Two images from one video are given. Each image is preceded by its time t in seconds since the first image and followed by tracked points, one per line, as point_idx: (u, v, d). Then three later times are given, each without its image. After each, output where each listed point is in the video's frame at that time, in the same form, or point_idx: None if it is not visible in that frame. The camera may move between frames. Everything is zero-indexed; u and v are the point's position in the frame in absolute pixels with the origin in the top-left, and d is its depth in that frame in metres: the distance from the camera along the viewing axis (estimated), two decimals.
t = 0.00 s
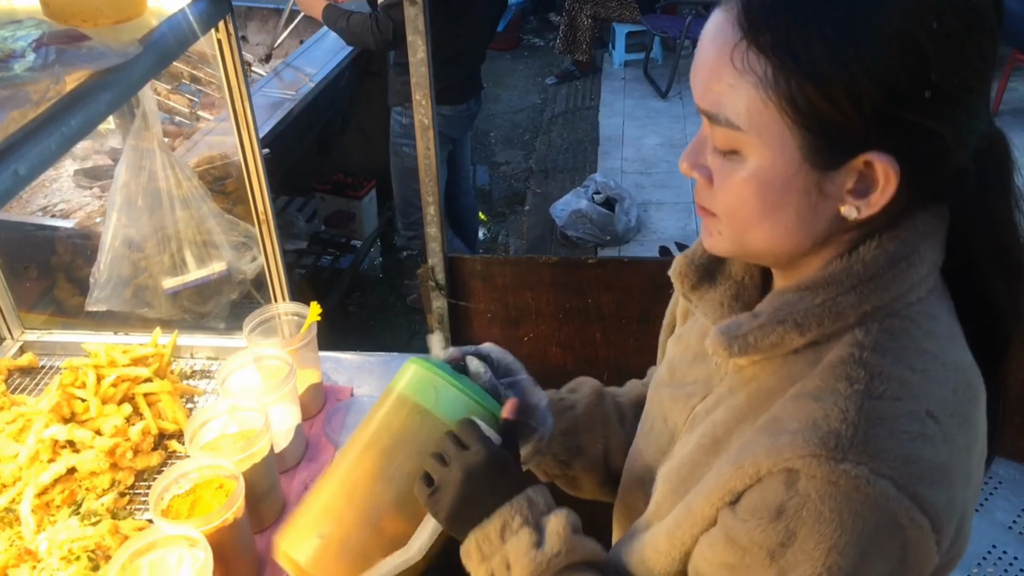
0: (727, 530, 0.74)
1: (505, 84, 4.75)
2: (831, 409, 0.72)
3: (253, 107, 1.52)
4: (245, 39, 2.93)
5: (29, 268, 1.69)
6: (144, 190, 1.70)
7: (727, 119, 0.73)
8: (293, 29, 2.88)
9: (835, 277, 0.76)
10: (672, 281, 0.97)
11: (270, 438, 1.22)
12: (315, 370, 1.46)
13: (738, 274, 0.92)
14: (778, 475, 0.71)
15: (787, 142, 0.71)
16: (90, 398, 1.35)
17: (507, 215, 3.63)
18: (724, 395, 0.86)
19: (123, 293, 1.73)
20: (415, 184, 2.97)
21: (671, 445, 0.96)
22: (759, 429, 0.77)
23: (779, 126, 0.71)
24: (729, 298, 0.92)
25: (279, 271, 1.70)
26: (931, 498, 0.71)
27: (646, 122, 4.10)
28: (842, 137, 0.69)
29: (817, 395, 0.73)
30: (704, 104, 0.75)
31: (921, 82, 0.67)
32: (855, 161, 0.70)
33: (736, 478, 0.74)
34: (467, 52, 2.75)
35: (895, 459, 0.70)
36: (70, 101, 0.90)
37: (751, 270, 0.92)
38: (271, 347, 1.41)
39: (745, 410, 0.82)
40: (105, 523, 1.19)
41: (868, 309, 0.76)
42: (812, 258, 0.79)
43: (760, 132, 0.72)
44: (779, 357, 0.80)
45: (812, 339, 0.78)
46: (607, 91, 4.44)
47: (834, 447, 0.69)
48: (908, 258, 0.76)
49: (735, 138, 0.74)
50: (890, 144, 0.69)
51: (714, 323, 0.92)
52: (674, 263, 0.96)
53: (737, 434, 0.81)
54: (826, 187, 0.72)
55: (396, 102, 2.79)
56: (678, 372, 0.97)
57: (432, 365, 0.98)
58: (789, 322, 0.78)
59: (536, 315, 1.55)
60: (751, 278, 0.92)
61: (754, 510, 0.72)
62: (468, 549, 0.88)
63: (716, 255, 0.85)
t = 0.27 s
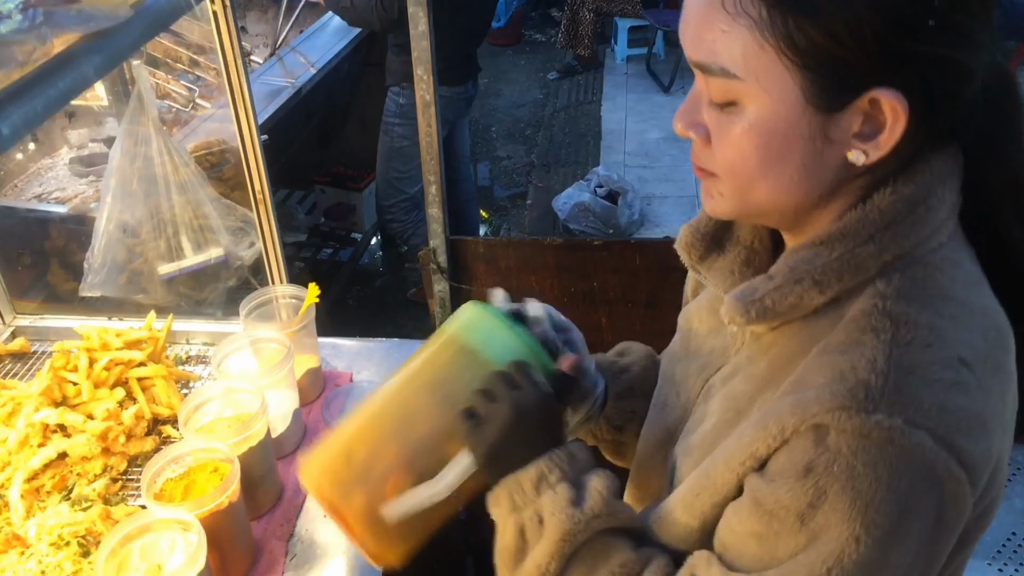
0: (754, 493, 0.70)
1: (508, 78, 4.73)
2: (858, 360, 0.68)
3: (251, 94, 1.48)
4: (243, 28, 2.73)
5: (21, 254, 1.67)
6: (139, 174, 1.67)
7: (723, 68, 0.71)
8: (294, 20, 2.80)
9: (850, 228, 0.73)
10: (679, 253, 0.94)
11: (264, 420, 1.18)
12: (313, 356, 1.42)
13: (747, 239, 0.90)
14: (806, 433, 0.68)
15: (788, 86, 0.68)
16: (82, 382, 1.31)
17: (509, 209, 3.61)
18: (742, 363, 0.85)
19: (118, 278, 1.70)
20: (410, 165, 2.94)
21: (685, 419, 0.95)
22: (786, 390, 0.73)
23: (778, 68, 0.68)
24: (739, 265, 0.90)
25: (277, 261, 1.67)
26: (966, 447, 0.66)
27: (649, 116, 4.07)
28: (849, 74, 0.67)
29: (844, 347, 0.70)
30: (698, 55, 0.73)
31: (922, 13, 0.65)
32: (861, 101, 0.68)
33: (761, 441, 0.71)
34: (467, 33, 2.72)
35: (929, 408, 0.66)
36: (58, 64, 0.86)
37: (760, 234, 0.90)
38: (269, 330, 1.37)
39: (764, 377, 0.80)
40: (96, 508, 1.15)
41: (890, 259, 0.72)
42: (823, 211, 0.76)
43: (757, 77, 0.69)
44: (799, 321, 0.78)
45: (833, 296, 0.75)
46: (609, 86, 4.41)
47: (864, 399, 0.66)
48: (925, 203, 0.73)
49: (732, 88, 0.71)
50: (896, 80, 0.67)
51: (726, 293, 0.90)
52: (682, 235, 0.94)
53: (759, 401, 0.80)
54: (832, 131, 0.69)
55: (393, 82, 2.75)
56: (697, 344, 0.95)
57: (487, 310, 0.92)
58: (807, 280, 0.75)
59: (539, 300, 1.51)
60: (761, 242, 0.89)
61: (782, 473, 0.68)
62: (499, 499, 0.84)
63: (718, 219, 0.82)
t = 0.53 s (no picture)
0: (776, 454, 0.69)
1: (510, 74, 4.70)
2: (886, 315, 0.68)
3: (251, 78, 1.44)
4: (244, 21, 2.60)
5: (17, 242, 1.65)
6: (136, 159, 1.64)
7: (725, 19, 0.71)
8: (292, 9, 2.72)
9: (869, 182, 0.74)
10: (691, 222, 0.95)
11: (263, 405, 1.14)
12: (313, 342, 1.38)
13: (761, 204, 0.90)
14: (832, 390, 0.68)
15: (793, 32, 0.68)
16: (75, 366, 1.28)
17: (511, 203, 3.57)
18: (760, 332, 0.84)
19: (114, 265, 1.66)
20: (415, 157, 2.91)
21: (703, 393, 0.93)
22: (810, 352, 0.73)
23: (783, 15, 0.68)
24: (754, 230, 0.90)
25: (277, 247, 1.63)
26: (1003, 403, 0.66)
27: (652, 112, 4.03)
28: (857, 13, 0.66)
29: (871, 304, 0.70)
30: (701, 10, 0.73)
31: None
32: (871, 40, 0.67)
33: (782, 400, 0.71)
34: (467, 23, 2.72)
35: (965, 358, 0.65)
36: (47, 26, 0.83)
37: (775, 199, 0.90)
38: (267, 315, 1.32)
39: (784, 345, 0.80)
40: (89, 494, 1.12)
41: (912, 210, 0.73)
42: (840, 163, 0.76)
43: (763, 26, 0.69)
44: (821, 284, 0.78)
45: (855, 255, 0.75)
46: (612, 82, 4.38)
47: (894, 352, 0.66)
48: (946, 150, 0.72)
49: (735, 37, 0.71)
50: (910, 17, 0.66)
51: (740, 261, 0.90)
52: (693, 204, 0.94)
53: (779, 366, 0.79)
54: (842, 74, 0.69)
55: (391, 75, 2.79)
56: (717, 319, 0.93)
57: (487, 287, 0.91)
58: (826, 240, 0.75)
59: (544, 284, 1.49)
60: (774, 206, 0.89)
61: (806, 431, 0.68)
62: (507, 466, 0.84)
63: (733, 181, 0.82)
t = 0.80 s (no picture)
0: (797, 430, 0.65)
1: (514, 66, 4.67)
2: (913, 283, 0.63)
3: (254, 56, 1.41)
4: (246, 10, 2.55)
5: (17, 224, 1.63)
6: (137, 141, 1.59)
7: None
8: None
9: (889, 138, 0.68)
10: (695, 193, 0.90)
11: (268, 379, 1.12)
12: (317, 321, 1.37)
13: (768, 168, 0.86)
14: (859, 364, 0.63)
15: None
16: (74, 344, 1.26)
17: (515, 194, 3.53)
18: (772, 304, 0.79)
19: (115, 246, 1.64)
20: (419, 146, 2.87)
21: (714, 374, 0.90)
22: (829, 325, 0.69)
23: None
24: (762, 196, 0.84)
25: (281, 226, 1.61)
26: None
27: (657, 103, 4.01)
28: None
29: (897, 270, 0.65)
30: None
31: None
32: None
33: (804, 373, 0.66)
34: (469, 8, 2.69)
35: (998, 329, 0.60)
36: None
37: (782, 162, 0.85)
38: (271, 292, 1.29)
39: (798, 314, 0.75)
40: (88, 471, 1.09)
41: (933, 168, 0.67)
42: (854, 123, 0.72)
43: None
44: (835, 249, 0.73)
45: (872, 219, 0.70)
46: (616, 74, 4.36)
47: (927, 324, 0.61)
48: (970, 102, 0.67)
49: None
50: None
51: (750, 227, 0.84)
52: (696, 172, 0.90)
53: (794, 338, 0.74)
54: (854, 26, 0.65)
55: (391, 63, 2.77)
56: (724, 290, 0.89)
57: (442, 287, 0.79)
58: (843, 203, 0.70)
59: (553, 263, 1.48)
60: (783, 170, 0.85)
61: (829, 409, 0.64)
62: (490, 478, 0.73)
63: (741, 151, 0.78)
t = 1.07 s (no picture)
0: (746, 432, 0.62)
1: (521, 63, 4.66)
2: (867, 285, 0.60)
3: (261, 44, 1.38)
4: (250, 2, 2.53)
5: (20, 215, 1.65)
6: (141, 129, 1.56)
7: None
8: None
9: (856, 122, 0.65)
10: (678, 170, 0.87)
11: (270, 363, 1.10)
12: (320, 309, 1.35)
13: (752, 148, 0.83)
14: (809, 370, 0.60)
15: None
16: (76, 328, 1.24)
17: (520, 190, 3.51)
18: (749, 294, 0.74)
19: (118, 234, 1.64)
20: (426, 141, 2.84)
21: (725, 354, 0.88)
22: (786, 317, 0.64)
23: None
24: (745, 176, 0.83)
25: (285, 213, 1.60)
26: (1006, 371, 0.58)
27: (663, 100, 3.99)
28: None
29: (850, 268, 0.62)
30: None
31: None
32: None
33: (757, 376, 0.63)
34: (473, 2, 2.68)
35: (953, 336, 0.57)
36: None
37: (766, 141, 0.83)
38: (274, 276, 1.28)
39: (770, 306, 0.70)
40: (89, 455, 1.08)
41: (903, 154, 0.63)
42: (828, 101, 0.68)
43: None
44: (806, 237, 0.68)
45: (839, 206, 0.66)
46: (622, 71, 4.34)
47: (876, 332, 0.58)
48: (945, 86, 0.63)
49: None
50: None
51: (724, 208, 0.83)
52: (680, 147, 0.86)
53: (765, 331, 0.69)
54: None
55: (394, 58, 2.76)
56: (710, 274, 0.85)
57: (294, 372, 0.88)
58: (806, 189, 0.66)
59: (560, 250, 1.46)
60: (767, 150, 0.83)
61: (779, 414, 0.61)
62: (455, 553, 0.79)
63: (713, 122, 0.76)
